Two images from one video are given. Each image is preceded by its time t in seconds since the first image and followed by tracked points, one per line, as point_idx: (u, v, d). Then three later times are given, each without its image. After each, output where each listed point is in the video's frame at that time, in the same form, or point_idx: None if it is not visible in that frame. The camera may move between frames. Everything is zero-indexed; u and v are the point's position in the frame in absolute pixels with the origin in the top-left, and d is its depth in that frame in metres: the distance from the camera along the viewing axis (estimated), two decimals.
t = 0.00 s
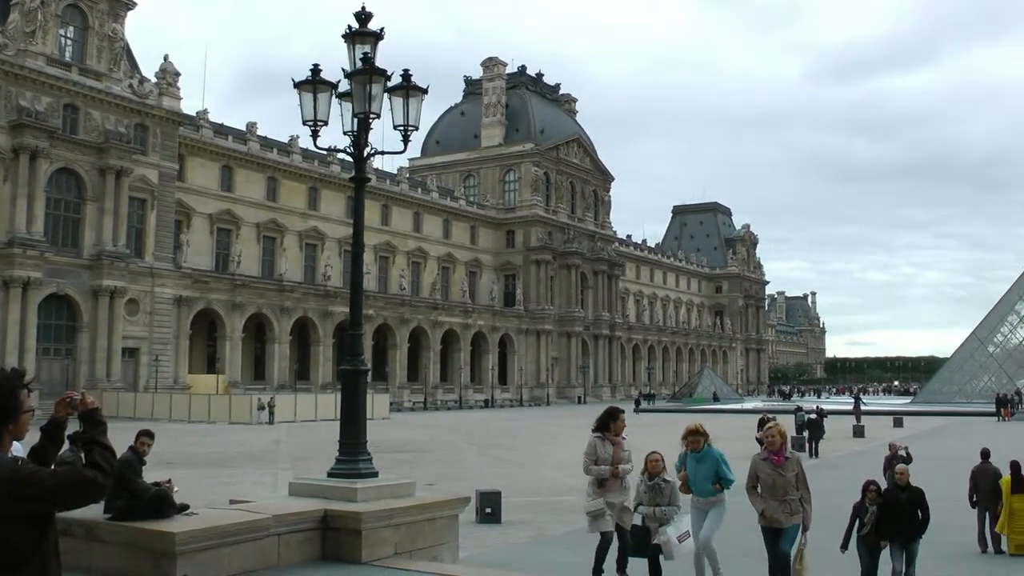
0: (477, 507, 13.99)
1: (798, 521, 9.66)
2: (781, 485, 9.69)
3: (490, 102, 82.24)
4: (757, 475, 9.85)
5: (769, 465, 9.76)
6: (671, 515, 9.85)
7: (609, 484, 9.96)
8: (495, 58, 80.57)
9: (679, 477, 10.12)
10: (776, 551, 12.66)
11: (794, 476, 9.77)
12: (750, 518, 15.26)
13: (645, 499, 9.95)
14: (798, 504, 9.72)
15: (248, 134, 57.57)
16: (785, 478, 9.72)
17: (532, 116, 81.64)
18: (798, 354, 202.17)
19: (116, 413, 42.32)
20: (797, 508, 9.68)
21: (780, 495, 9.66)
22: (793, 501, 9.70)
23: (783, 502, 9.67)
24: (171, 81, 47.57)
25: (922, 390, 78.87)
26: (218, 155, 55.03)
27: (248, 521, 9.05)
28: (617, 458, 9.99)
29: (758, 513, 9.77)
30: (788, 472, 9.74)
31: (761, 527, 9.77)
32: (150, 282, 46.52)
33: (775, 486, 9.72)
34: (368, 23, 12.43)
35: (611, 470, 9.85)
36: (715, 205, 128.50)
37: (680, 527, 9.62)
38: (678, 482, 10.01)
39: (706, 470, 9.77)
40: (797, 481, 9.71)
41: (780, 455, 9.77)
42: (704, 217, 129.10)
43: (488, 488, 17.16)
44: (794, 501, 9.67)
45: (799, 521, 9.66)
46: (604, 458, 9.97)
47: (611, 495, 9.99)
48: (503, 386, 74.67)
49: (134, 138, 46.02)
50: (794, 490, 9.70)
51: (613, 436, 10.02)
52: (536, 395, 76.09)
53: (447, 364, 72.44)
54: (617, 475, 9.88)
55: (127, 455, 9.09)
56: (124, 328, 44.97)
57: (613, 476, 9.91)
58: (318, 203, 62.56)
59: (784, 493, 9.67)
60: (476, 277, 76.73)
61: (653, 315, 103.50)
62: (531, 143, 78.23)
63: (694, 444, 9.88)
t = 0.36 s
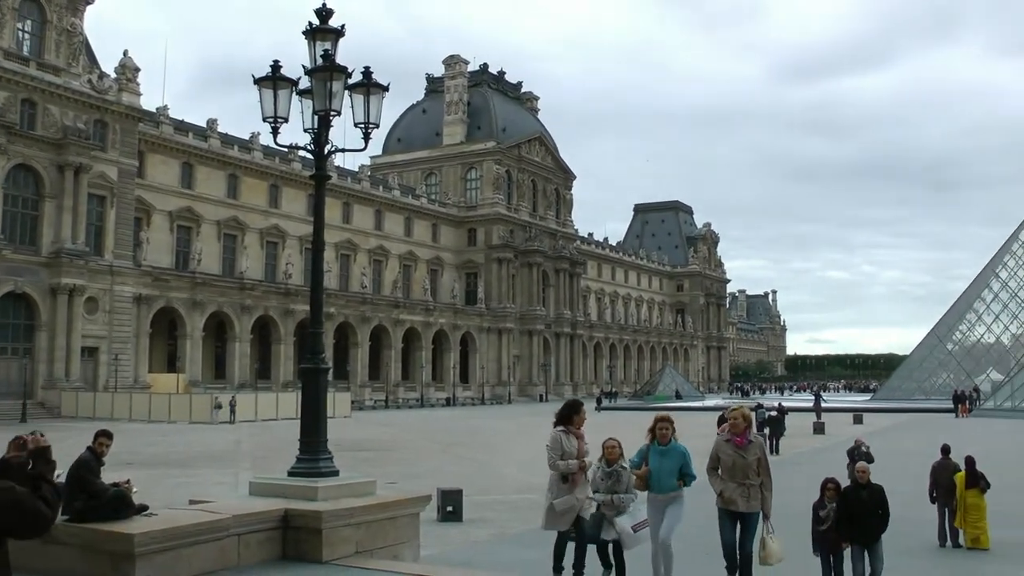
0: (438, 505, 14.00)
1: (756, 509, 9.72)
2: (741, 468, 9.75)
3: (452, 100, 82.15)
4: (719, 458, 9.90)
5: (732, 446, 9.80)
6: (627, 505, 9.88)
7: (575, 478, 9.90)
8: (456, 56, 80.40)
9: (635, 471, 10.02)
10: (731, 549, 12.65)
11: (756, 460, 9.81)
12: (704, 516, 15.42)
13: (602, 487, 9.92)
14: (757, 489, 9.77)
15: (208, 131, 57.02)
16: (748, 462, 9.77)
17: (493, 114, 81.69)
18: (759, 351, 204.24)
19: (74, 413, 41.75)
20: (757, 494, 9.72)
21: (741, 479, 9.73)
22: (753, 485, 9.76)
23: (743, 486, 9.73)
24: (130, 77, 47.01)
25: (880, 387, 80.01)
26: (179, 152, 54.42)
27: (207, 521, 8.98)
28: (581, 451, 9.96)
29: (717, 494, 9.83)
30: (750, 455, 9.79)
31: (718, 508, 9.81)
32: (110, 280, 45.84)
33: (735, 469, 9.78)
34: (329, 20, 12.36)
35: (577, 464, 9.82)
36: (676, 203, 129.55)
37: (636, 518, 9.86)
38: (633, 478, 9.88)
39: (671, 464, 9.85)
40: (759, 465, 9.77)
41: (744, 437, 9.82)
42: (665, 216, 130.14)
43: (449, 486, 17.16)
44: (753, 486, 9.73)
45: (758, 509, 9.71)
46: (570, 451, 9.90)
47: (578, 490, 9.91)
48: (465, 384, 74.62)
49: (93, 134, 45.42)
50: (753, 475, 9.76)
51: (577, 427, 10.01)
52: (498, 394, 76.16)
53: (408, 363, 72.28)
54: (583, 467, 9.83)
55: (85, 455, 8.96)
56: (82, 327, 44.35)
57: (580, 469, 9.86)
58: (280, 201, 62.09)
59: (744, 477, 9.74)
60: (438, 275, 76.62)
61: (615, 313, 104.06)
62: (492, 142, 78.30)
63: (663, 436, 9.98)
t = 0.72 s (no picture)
0: (398, 503, 13.97)
1: (710, 509, 9.79)
2: (695, 468, 9.76)
3: (415, 97, 81.93)
4: (672, 456, 9.89)
5: (684, 446, 9.77)
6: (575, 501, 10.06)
7: (540, 477, 9.73)
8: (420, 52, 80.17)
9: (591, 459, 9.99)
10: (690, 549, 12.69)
11: (710, 459, 9.78)
12: (662, 513, 15.56)
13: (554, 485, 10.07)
14: (712, 488, 9.81)
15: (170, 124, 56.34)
16: (701, 461, 9.76)
17: (457, 111, 81.60)
18: (720, 350, 205.90)
19: (30, 409, 41.09)
20: (710, 494, 9.79)
21: (694, 478, 9.78)
22: (706, 484, 9.80)
23: (696, 486, 9.79)
24: (91, 69, 46.28)
25: (838, 387, 80.98)
26: (140, 145, 53.70)
27: (163, 519, 8.88)
28: (547, 449, 9.77)
29: (671, 494, 9.90)
30: (703, 454, 9.77)
31: (671, 507, 9.86)
32: (69, 275, 45.12)
33: (689, 469, 9.80)
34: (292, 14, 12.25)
35: (542, 463, 9.63)
36: (638, 202, 130.35)
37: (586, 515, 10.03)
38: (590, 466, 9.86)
39: (628, 456, 9.84)
40: (713, 465, 9.76)
41: (696, 437, 9.78)
42: (628, 215, 130.86)
43: (410, 483, 17.14)
44: (707, 486, 9.77)
45: (712, 509, 9.78)
46: (533, 448, 9.72)
47: (542, 488, 9.72)
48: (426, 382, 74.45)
49: (53, 126, 44.72)
50: (708, 474, 9.79)
51: (543, 424, 9.81)
52: (459, 391, 76.08)
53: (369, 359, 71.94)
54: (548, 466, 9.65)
55: (39, 453, 8.80)
56: (41, 322, 43.64)
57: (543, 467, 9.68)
58: (242, 196, 61.49)
59: (698, 477, 9.79)
60: (400, 272, 76.38)
61: (577, 312, 104.48)
62: (455, 139, 78.20)
63: (623, 425, 9.98)
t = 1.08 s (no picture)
0: (361, 502, 13.95)
1: (660, 494, 9.67)
2: (643, 454, 9.68)
3: (376, 95, 81.62)
4: (620, 444, 9.84)
5: (632, 432, 9.70)
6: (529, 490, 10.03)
7: (498, 482, 9.72)
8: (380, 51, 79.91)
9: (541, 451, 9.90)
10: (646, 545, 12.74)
11: (657, 444, 9.71)
12: (620, 509, 15.63)
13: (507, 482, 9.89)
14: (661, 474, 9.73)
15: (129, 123, 55.60)
16: (648, 446, 9.68)
17: (417, 110, 81.38)
18: (681, 347, 207.34)
19: None
20: (659, 479, 9.69)
21: (641, 463, 9.68)
22: (655, 469, 9.70)
23: (645, 472, 9.70)
24: (48, 67, 45.52)
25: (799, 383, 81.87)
26: (98, 144, 52.94)
27: (125, 522, 8.78)
28: (505, 453, 9.79)
29: (619, 482, 9.79)
30: (650, 439, 9.69)
31: (622, 496, 9.76)
32: (27, 276, 44.64)
33: (637, 454, 9.72)
34: (250, 12, 12.16)
35: (501, 466, 9.66)
36: (599, 201, 131.04)
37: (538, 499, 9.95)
38: (540, 457, 9.80)
39: (579, 445, 9.75)
40: (660, 449, 9.68)
41: (642, 422, 9.70)
42: (588, 213, 131.52)
43: (372, 483, 17.11)
44: (656, 471, 9.69)
45: (662, 494, 9.68)
46: (492, 452, 9.73)
47: (500, 493, 9.72)
48: (388, 381, 74.16)
49: (10, 125, 44.03)
50: (656, 459, 9.71)
51: (502, 428, 9.84)
52: (421, 390, 75.91)
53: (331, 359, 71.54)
54: (506, 471, 9.66)
55: None
56: None
57: (501, 471, 9.70)
58: (202, 195, 60.83)
59: (646, 462, 9.69)
60: (361, 271, 76.07)
61: (538, 310, 104.77)
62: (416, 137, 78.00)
63: (571, 416, 9.82)
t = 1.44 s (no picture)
0: (321, 499, 13.89)
1: (616, 493, 9.41)
2: (598, 451, 9.47)
3: (339, 92, 81.16)
4: (575, 442, 9.60)
5: (586, 429, 9.49)
6: (482, 490, 9.65)
7: (443, 479, 9.37)
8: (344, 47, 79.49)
9: (496, 441, 9.86)
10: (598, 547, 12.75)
11: (613, 440, 9.50)
12: (578, 510, 15.68)
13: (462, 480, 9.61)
14: (617, 472, 9.51)
15: (90, 116, 54.75)
16: (603, 443, 9.46)
17: (381, 107, 81.07)
18: (643, 346, 208.24)
19: None
20: (615, 477, 9.45)
21: (596, 461, 9.45)
22: (612, 467, 9.48)
23: (600, 470, 9.46)
24: (8, 58, 44.76)
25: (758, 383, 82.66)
26: (58, 137, 52.08)
27: (83, 521, 8.68)
28: (452, 450, 9.45)
29: (576, 482, 9.55)
30: (605, 436, 9.47)
31: (579, 495, 9.52)
32: None
33: (592, 452, 9.50)
34: (214, 6, 12.04)
35: (443, 464, 9.33)
36: (562, 200, 131.42)
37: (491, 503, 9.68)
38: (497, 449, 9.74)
39: (537, 433, 9.75)
40: (615, 445, 9.47)
41: (597, 418, 9.51)
42: (551, 212, 131.68)
43: (333, 481, 17.02)
44: (612, 469, 9.46)
45: (619, 493, 9.42)
46: (437, 449, 9.45)
47: (445, 492, 9.38)
48: (349, 378, 73.75)
49: None
50: (612, 457, 9.49)
51: (448, 424, 9.51)
52: (382, 388, 75.66)
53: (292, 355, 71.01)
54: (450, 467, 9.31)
55: None
56: None
57: (445, 469, 9.38)
58: (163, 190, 60.08)
59: (601, 460, 9.46)
60: (323, 268, 75.62)
61: (500, 308, 104.84)
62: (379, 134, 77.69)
63: (529, 404, 9.85)
